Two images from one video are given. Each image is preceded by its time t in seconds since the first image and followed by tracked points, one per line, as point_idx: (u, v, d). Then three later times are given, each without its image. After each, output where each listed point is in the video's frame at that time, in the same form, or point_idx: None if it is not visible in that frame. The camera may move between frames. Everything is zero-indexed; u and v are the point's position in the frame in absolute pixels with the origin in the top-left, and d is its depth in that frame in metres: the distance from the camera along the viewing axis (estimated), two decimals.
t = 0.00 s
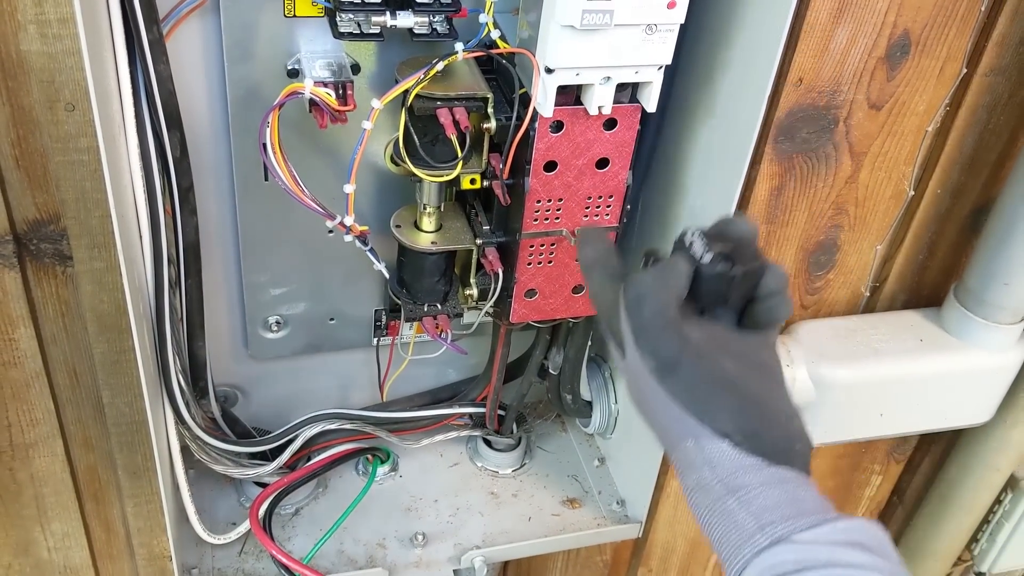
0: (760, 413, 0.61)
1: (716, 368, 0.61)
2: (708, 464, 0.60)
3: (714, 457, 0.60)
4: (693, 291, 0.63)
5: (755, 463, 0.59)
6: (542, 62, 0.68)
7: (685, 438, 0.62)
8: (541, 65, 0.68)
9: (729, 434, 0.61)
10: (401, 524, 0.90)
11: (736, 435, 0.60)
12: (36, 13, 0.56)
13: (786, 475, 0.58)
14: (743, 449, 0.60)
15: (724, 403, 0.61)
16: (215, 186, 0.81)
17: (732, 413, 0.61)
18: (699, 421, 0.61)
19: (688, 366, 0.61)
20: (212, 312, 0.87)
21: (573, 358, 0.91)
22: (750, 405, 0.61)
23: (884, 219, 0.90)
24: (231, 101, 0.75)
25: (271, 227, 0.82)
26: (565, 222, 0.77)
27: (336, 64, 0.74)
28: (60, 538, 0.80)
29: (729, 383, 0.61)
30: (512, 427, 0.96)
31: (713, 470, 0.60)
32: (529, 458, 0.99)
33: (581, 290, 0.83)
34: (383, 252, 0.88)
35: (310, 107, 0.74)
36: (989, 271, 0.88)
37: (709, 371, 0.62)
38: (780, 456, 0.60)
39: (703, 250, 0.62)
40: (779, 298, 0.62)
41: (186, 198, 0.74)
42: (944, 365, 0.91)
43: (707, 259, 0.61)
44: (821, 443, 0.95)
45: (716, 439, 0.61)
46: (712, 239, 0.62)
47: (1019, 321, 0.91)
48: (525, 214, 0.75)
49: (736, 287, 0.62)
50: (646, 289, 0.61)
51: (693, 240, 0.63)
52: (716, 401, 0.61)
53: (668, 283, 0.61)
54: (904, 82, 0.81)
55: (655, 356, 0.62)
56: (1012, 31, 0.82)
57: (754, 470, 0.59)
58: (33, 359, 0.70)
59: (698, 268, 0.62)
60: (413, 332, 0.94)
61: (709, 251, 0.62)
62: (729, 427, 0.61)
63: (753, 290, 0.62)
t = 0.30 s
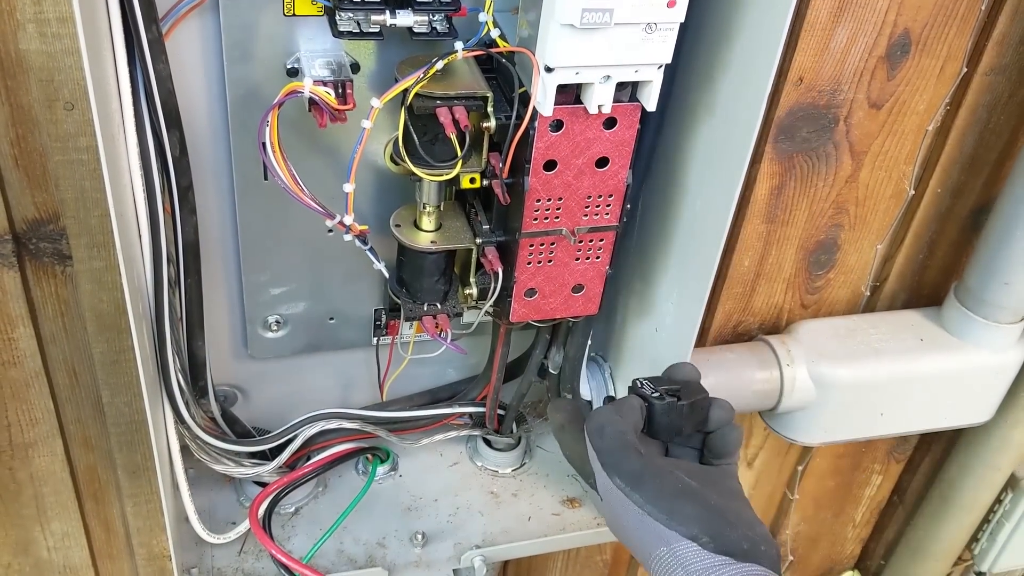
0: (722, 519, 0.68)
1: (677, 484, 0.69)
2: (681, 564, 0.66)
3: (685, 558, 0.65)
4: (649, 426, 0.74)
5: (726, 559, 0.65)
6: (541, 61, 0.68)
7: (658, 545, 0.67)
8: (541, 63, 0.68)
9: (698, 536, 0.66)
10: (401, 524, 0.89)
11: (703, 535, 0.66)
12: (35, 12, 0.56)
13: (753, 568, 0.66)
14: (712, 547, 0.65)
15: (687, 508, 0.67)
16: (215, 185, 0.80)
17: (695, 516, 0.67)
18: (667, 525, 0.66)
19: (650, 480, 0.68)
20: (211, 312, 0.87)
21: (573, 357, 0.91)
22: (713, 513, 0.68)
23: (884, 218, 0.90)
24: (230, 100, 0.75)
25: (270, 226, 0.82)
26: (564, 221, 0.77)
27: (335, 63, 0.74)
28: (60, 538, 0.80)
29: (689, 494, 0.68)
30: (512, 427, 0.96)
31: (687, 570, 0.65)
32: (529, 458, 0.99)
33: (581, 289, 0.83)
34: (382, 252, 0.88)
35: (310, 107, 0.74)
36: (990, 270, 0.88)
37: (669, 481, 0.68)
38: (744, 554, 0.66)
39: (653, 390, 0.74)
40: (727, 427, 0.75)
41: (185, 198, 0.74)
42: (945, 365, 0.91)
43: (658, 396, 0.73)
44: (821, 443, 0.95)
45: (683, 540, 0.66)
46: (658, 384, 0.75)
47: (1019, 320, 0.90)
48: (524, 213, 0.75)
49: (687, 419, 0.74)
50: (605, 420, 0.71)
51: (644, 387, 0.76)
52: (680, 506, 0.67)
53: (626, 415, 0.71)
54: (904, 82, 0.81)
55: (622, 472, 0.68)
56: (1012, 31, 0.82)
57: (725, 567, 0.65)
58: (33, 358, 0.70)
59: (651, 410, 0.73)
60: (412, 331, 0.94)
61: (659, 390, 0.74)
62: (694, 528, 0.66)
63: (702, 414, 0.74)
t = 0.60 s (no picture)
0: (711, 493, 0.68)
1: (668, 457, 0.69)
2: (669, 535, 0.66)
3: (673, 528, 0.66)
4: (640, 397, 0.74)
5: (713, 533, 0.65)
6: (540, 65, 0.68)
7: (646, 517, 0.67)
8: (539, 67, 0.68)
9: (686, 510, 0.66)
10: (399, 527, 0.89)
11: (691, 509, 0.66)
12: (32, 15, 0.56)
13: (740, 542, 0.65)
14: (699, 521, 0.66)
15: (677, 481, 0.67)
16: (213, 189, 0.80)
17: (684, 490, 0.67)
18: (656, 497, 0.67)
19: (639, 454, 0.68)
20: (209, 315, 0.87)
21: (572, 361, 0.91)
22: (702, 487, 0.68)
23: (884, 221, 0.90)
24: (228, 103, 0.75)
25: (269, 230, 0.82)
26: (564, 224, 0.77)
27: (333, 67, 0.74)
28: (58, 541, 0.80)
29: (679, 467, 0.68)
30: (510, 430, 0.96)
31: (675, 542, 0.66)
32: (527, 461, 0.99)
33: (580, 292, 0.83)
34: (380, 255, 0.88)
35: (308, 110, 0.74)
36: (990, 272, 0.87)
37: (659, 455, 0.69)
38: (732, 529, 0.66)
39: (644, 360, 0.75)
40: (717, 401, 0.75)
41: (183, 202, 0.74)
42: (945, 368, 0.91)
43: (649, 367, 0.74)
44: (821, 445, 0.94)
45: (671, 512, 0.66)
46: (650, 355, 0.76)
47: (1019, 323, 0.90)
48: (523, 217, 0.75)
49: (677, 391, 0.73)
50: (595, 392, 0.72)
51: (636, 358, 0.76)
52: (669, 478, 0.67)
53: (615, 386, 0.72)
54: (903, 85, 0.81)
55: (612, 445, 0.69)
56: (1012, 33, 0.82)
57: (712, 539, 0.65)
58: (30, 361, 0.70)
59: (642, 381, 0.74)
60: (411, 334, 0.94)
61: (651, 362, 0.75)
62: (683, 501, 0.67)
63: (693, 387, 0.74)
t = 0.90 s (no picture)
0: (766, 556, 0.67)
1: (728, 513, 0.70)
2: None
3: None
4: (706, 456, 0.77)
5: None
6: (540, 69, 0.68)
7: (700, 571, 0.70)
8: (538, 72, 0.68)
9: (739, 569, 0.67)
10: (398, 532, 0.89)
11: (743, 569, 0.67)
12: (30, 20, 0.56)
13: None
14: None
15: (733, 538, 0.68)
16: (211, 193, 0.80)
17: (738, 548, 0.67)
18: (712, 552, 0.68)
19: (698, 507, 0.70)
20: (207, 319, 0.87)
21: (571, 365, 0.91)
22: (756, 548, 0.68)
23: (883, 224, 0.90)
24: (226, 108, 0.74)
25: (267, 234, 0.82)
26: (563, 229, 0.77)
27: (332, 71, 0.74)
28: (57, 545, 0.80)
29: (736, 525, 0.69)
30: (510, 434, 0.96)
31: None
32: (527, 465, 0.99)
33: (579, 296, 0.83)
34: (379, 259, 0.87)
35: (307, 115, 0.74)
36: (989, 276, 0.87)
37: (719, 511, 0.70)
38: None
39: (713, 423, 0.79)
40: (780, 473, 0.76)
41: (181, 206, 0.74)
42: (945, 371, 0.91)
43: (716, 428, 0.79)
44: (820, 449, 0.94)
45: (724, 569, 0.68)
46: (718, 420, 0.81)
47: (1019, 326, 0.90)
48: (522, 221, 0.75)
49: (743, 454, 0.77)
50: (663, 439, 0.75)
51: (703, 419, 0.82)
52: (725, 536, 0.68)
53: (682, 439, 0.75)
54: (903, 88, 0.81)
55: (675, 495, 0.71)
56: (1013, 36, 0.81)
57: None
58: (29, 365, 0.70)
59: (708, 439, 0.78)
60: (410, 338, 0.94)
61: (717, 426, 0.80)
62: (738, 560, 0.67)
63: (755, 457, 0.77)
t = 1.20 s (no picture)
0: None
1: None
2: None
3: None
4: None
5: None
6: (540, 75, 0.67)
7: None
8: (537, 78, 0.68)
9: None
10: (397, 537, 0.89)
11: None
12: (29, 25, 0.56)
13: None
14: None
15: None
16: (210, 197, 0.80)
17: None
18: None
19: None
20: (206, 324, 0.87)
21: (571, 369, 0.90)
22: None
23: (883, 228, 0.90)
24: (225, 113, 0.74)
25: (266, 239, 0.82)
26: (563, 234, 0.77)
27: (331, 76, 0.74)
28: (56, 549, 0.79)
29: None
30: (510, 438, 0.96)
31: None
32: (526, 469, 0.99)
33: (579, 302, 0.82)
34: (379, 263, 0.87)
35: (306, 120, 0.74)
36: (989, 280, 0.87)
37: None
38: None
39: None
40: None
41: (180, 211, 0.74)
42: (945, 375, 0.91)
43: None
44: (820, 453, 0.94)
45: None
46: None
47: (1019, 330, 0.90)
48: (522, 226, 0.75)
49: None
50: None
51: None
52: None
53: None
54: (903, 92, 0.81)
55: None
56: (1013, 41, 0.81)
57: None
58: (27, 371, 0.69)
59: None
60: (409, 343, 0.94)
61: None
62: None
63: None
